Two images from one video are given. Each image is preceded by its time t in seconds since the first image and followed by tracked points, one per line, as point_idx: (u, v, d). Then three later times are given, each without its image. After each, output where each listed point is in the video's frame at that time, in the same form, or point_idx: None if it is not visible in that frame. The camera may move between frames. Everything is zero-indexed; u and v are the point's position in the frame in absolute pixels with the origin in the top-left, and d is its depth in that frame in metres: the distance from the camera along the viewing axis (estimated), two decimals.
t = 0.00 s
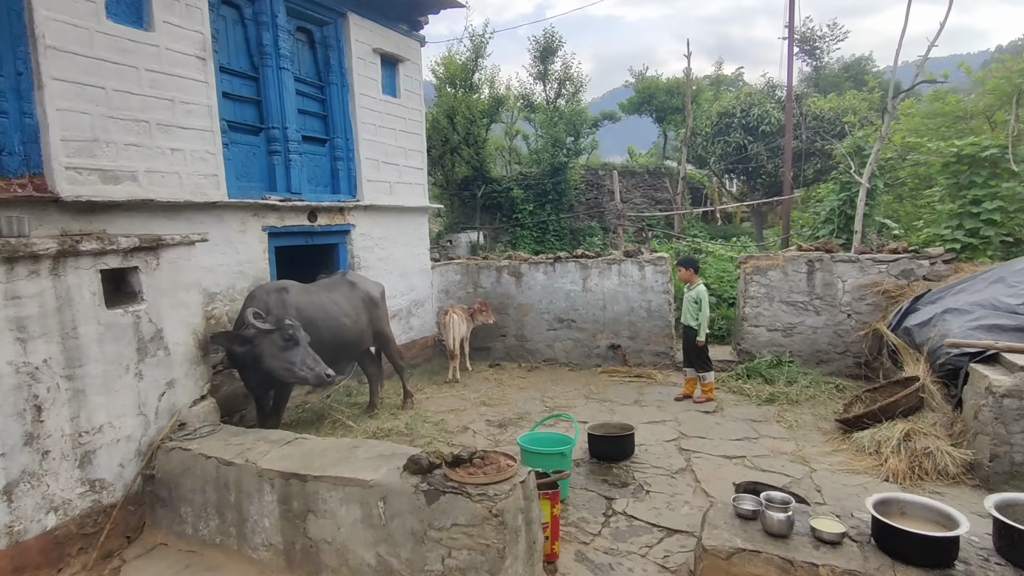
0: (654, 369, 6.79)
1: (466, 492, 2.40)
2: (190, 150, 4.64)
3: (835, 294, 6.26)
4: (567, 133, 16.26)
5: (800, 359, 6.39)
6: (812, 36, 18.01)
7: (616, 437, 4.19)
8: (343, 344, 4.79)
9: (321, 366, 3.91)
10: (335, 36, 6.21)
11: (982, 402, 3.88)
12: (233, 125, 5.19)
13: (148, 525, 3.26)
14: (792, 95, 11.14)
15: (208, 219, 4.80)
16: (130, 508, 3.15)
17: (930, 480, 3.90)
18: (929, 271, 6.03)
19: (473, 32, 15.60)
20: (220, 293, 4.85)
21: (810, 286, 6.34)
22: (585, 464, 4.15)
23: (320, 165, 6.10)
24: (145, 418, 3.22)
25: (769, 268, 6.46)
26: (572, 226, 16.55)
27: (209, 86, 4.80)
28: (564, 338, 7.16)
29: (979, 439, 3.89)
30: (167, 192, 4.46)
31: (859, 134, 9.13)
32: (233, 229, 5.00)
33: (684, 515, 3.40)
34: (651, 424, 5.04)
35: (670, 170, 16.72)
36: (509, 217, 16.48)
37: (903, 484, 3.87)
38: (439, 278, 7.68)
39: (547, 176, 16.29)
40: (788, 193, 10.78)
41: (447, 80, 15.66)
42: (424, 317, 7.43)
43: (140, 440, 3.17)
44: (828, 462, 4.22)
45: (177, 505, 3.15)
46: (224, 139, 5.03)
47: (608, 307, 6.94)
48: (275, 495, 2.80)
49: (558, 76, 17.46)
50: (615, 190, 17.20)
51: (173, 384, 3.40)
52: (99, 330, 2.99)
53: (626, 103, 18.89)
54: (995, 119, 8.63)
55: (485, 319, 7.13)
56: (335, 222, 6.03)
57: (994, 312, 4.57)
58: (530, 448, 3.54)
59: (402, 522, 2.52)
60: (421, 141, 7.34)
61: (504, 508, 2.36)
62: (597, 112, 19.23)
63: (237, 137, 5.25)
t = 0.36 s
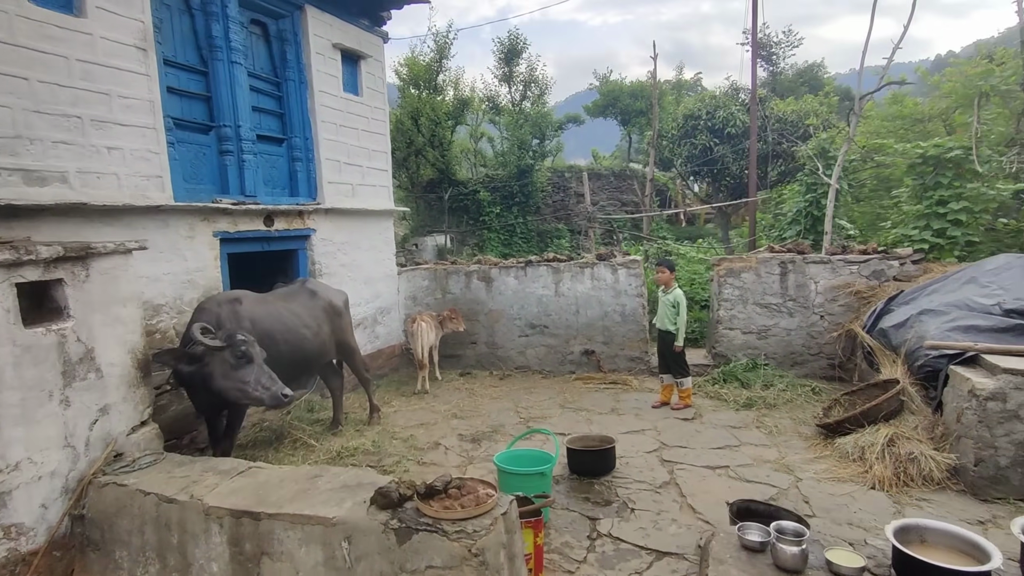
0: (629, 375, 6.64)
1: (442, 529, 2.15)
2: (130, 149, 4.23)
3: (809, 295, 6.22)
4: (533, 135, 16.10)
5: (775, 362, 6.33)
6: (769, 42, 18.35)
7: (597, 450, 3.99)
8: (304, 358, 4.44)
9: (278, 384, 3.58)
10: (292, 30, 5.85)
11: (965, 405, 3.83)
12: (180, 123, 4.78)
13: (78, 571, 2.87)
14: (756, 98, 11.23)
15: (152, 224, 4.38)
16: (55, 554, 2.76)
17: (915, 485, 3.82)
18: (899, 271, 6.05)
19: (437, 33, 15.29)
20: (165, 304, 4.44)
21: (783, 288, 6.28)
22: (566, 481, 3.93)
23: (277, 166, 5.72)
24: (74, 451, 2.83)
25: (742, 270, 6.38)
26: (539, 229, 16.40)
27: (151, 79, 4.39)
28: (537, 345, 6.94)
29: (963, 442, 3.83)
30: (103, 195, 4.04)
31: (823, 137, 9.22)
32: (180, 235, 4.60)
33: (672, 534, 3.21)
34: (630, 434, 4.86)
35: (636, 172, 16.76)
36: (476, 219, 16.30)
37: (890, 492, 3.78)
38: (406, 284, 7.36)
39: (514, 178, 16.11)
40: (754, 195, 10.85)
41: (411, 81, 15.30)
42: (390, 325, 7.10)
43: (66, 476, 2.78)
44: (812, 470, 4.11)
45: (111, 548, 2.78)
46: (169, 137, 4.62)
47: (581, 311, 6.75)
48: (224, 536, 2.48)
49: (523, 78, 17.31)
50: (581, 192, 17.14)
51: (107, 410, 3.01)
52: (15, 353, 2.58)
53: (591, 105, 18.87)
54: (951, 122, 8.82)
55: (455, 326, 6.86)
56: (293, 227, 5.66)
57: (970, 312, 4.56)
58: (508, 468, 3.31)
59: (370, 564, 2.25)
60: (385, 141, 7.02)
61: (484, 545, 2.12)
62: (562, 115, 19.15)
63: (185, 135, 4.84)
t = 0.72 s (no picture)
0: (609, 379, 6.43)
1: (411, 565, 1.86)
2: (67, 137, 3.84)
3: (790, 296, 6.11)
4: (508, 135, 15.88)
5: (757, 364, 6.20)
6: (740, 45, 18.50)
7: (579, 461, 3.75)
8: (263, 365, 4.10)
9: (232, 394, 3.24)
10: (253, 15, 5.49)
11: (957, 407, 3.71)
12: (127, 111, 4.39)
13: None
14: (731, 99, 11.21)
15: (93, 220, 3.99)
16: None
17: (909, 492, 3.68)
18: (879, 271, 5.99)
19: (409, 31, 14.95)
20: (109, 308, 4.06)
21: (764, 288, 6.16)
22: (547, 494, 3.68)
23: (235, 160, 5.35)
24: None
25: (723, 270, 6.24)
26: (514, 231, 16.20)
27: (93, 61, 4.00)
28: (513, 348, 6.69)
29: (956, 446, 3.70)
30: (35, 187, 3.65)
31: (799, 137, 9.21)
32: (125, 232, 4.21)
33: (663, 552, 2.98)
34: (613, 441, 4.64)
35: (611, 174, 16.69)
36: (450, 221, 16.03)
37: (884, 500, 3.63)
38: (376, 286, 7.03)
39: (488, 179, 15.88)
40: (730, 196, 10.81)
41: (383, 80, 14.93)
42: (359, 329, 6.77)
43: None
44: (802, 476, 3.94)
45: None
46: (113, 126, 4.22)
47: (559, 314, 6.53)
48: (160, 573, 2.16)
49: (497, 78, 17.07)
50: (557, 193, 16.99)
51: (29, 428, 2.65)
52: None
53: (566, 106, 18.75)
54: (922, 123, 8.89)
55: (428, 328, 6.56)
56: (254, 225, 5.30)
57: (956, 312, 4.46)
58: (485, 484, 3.04)
59: None
60: (353, 136, 6.68)
61: None
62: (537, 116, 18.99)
63: (133, 125, 4.44)
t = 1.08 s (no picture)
0: (593, 384, 6.18)
1: None
2: None
3: (779, 298, 5.92)
4: (489, 132, 15.57)
5: (745, 369, 6.00)
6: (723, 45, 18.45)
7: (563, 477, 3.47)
8: (218, 374, 3.74)
9: (177, 407, 2.90)
10: None
11: (960, 418, 3.52)
12: (68, 94, 3.99)
13: None
14: (716, 98, 11.05)
15: (26, 214, 3.60)
16: None
17: (911, 507, 3.47)
18: (870, 273, 5.83)
19: (388, 24, 14.55)
20: (44, 311, 3.66)
21: (753, 291, 5.96)
22: (528, 515, 3.40)
23: (193, 150, 4.97)
24: None
25: (712, 271, 6.02)
26: (495, 230, 15.90)
27: (27, 37, 3.61)
28: (493, 352, 6.40)
29: (959, 458, 3.51)
30: None
31: (785, 136, 9.06)
32: (65, 227, 3.81)
33: None
34: (598, 453, 4.37)
35: (593, 173, 16.48)
36: (429, 219, 15.68)
37: (886, 517, 3.41)
38: (349, 287, 6.67)
39: (469, 177, 15.56)
40: (714, 195, 10.66)
41: (361, 74, 14.51)
42: (330, 332, 6.41)
43: None
44: (798, 491, 3.72)
45: None
46: (51, 110, 3.82)
47: (541, 316, 6.26)
48: None
49: (478, 74, 16.73)
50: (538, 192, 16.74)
51: None
52: None
53: (548, 104, 18.50)
54: (907, 123, 8.80)
55: (403, 331, 6.23)
56: (214, 221, 4.92)
57: (955, 316, 4.28)
58: (460, 509, 2.74)
59: None
60: (324, 128, 6.32)
61: None
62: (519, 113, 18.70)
63: (76, 110, 4.05)
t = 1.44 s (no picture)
0: (575, 389, 5.96)
1: None
2: None
3: (765, 300, 5.77)
4: (467, 130, 15.28)
5: (730, 372, 5.84)
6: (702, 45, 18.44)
7: (546, 494, 3.24)
8: (167, 384, 3.42)
9: (115, 422, 2.59)
10: None
11: (959, 426, 3.38)
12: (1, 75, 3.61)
13: None
14: (697, 96, 10.94)
15: None
16: None
17: (909, 521, 3.32)
18: (855, 274, 5.71)
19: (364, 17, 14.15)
20: None
21: (738, 292, 5.80)
22: (508, 536, 3.15)
23: (146, 141, 4.60)
24: None
25: (696, 272, 5.84)
26: (472, 229, 15.63)
27: None
28: (471, 356, 6.14)
29: (957, 469, 3.37)
30: None
31: (766, 135, 8.98)
32: None
33: None
34: (582, 464, 4.14)
35: (571, 172, 16.30)
36: (406, 218, 15.44)
37: (885, 532, 3.24)
38: (319, 288, 6.34)
39: (447, 175, 15.26)
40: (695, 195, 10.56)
41: (335, 68, 14.09)
42: (299, 335, 6.08)
43: None
44: (792, 504, 3.54)
45: None
46: None
47: (521, 318, 6.02)
48: None
49: (456, 71, 16.41)
50: (517, 190, 16.57)
51: None
52: None
53: (527, 102, 18.28)
54: (886, 124, 8.79)
55: (376, 334, 5.92)
56: (169, 217, 4.56)
57: (947, 319, 4.16)
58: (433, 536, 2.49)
59: None
60: (292, 120, 5.99)
61: None
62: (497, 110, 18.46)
63: (10, 94, 3.67)
